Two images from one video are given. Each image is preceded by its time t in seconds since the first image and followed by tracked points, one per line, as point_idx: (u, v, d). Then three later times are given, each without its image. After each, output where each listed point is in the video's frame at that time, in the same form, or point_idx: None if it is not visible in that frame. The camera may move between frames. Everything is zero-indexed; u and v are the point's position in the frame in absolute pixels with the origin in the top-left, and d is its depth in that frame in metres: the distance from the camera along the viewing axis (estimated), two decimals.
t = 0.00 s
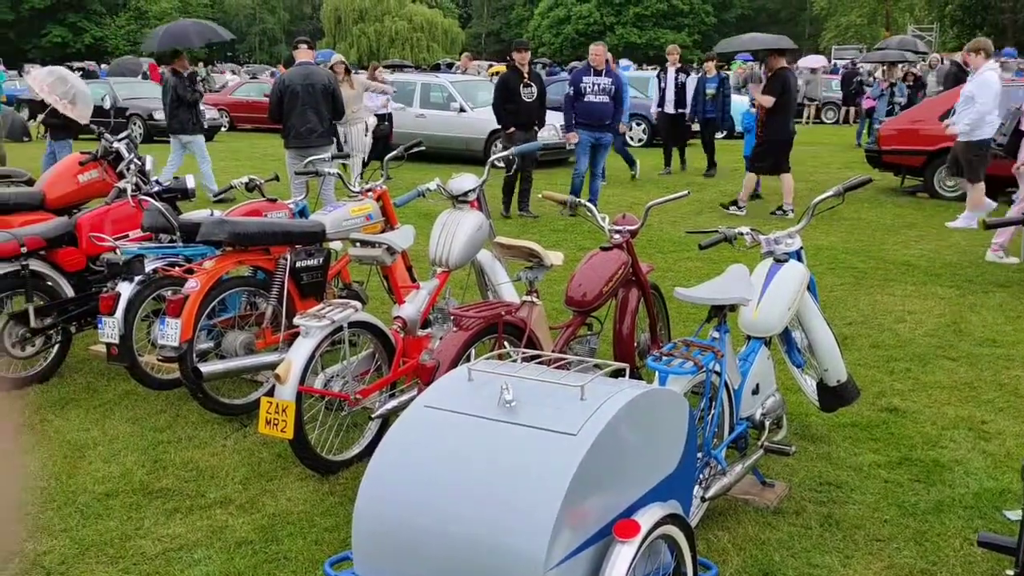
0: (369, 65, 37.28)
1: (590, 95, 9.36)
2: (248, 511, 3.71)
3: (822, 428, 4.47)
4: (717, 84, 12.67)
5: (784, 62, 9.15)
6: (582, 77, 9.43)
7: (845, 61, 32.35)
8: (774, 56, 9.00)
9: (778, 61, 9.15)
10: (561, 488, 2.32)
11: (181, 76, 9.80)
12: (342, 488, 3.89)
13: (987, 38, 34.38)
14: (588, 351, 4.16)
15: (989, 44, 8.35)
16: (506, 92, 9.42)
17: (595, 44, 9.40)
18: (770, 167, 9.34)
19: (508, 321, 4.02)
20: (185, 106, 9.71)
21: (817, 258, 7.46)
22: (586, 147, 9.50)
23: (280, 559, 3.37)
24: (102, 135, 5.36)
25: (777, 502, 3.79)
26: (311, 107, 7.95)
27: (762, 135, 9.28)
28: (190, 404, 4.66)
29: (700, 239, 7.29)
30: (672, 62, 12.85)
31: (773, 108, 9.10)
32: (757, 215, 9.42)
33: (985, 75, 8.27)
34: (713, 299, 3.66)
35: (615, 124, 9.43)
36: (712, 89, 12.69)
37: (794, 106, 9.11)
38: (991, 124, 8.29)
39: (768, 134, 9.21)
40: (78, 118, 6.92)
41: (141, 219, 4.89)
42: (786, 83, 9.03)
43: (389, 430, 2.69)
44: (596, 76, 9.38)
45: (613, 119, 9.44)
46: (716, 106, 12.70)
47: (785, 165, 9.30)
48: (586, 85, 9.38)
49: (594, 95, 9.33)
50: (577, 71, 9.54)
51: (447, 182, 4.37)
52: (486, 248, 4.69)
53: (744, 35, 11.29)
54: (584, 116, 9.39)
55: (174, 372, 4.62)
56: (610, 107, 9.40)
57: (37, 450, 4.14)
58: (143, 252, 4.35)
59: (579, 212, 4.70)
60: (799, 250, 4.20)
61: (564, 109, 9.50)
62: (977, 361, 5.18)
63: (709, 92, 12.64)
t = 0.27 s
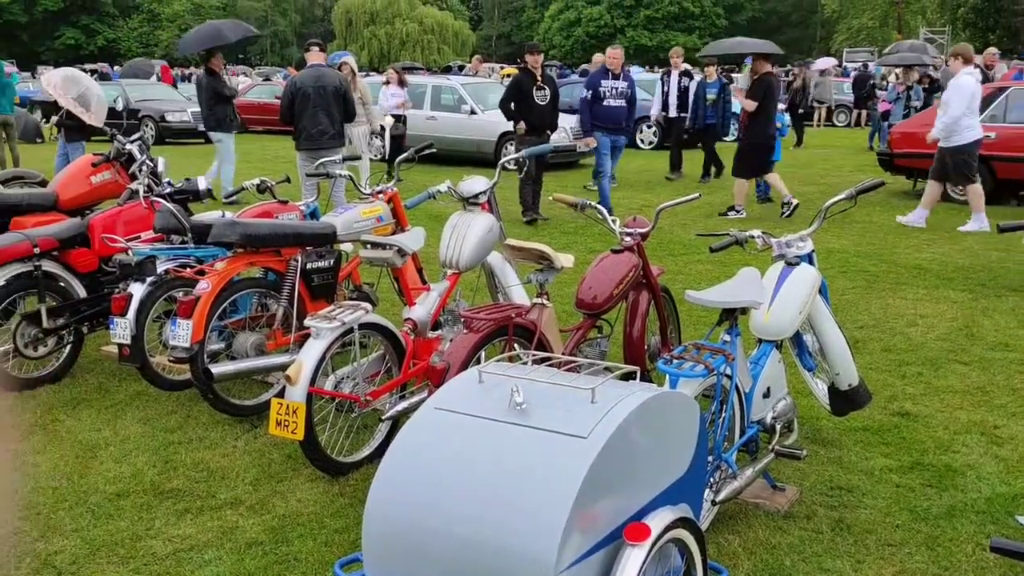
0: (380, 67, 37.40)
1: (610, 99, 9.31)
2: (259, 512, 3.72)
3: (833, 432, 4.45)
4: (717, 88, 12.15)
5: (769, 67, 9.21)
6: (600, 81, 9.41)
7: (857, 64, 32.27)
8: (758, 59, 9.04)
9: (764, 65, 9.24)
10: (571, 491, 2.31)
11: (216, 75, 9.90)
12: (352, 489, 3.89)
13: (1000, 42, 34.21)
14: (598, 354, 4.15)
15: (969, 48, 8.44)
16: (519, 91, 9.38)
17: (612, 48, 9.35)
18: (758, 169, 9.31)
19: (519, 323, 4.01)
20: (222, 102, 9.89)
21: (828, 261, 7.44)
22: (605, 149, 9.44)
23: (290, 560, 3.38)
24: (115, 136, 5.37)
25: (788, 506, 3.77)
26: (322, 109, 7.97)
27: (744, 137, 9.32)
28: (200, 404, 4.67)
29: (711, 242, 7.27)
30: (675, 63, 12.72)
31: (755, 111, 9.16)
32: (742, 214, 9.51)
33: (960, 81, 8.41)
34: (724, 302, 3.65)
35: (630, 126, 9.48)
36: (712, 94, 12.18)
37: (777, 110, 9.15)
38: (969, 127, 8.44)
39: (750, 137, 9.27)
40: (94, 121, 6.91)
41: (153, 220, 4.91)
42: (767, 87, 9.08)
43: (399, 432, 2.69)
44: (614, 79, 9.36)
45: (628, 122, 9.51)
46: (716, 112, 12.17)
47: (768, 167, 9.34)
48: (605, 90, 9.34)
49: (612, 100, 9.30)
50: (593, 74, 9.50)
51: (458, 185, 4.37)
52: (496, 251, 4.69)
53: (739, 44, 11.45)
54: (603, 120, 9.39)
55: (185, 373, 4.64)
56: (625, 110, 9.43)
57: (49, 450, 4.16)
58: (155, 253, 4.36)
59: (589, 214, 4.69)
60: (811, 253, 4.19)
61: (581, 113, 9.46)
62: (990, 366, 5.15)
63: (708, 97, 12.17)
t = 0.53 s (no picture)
0: (391, 69, 37.51)
1: (629, 103, 9.27)
2: (269, 513, 3.72)
3: (844, 436, 4.43)
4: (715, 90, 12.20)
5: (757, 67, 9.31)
6: (619, 85, 9.28)
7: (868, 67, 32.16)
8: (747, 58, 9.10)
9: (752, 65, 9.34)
10: (581, 494, 2.31)
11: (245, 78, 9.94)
12: (361, 490, 3.90)
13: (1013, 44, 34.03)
14: (608, 356, 4.14)
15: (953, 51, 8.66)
16: (531, 93, 9.37)
17: (627, 52, 9.29)
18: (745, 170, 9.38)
19: (529, 325, 4.01)
20: (250, 105, 9.91)
21: (839, 264, 7.42)
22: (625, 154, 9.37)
23: (300, 561, 3.38)
24: (127, 138, 5.39)
25: (799, 509, 3.76)
26: (333, 111, 7.99)
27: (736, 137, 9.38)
28: (211, 405, 4.69)
29: (721, 244, 7.26)
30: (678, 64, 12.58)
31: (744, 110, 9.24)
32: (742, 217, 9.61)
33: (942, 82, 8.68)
34: (735, 305, 3.65)
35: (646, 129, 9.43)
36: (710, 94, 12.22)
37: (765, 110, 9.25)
38: (948, 127, 8.72)
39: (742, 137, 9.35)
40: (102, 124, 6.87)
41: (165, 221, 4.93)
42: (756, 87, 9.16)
43: (410, 434, 2.69)
44: (632, 83, 9.27)
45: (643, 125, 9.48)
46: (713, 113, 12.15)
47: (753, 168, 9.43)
48: (624, 93, 9.26)
49: (631, 104, 9.25)
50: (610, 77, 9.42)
51: (469, 187, 4.38)
52: (506, 253, 4.69)
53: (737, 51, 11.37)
54: (622, 125, 9.29)
55: (196, 374, 4.65)
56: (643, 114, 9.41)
57: (60, 450, 4.18)
58: (167, 254, 4.38)
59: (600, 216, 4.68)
60: (822, 256, 4.18)
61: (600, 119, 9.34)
62: (1002, 369, 5.12)
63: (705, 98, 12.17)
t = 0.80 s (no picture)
0: (401, 71, 37.60)
1: (648, 104, 9.28)
2: (278, 514, 3.73)
3: (855, 439, 4.41)
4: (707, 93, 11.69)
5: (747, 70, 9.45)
6: (637, 87, 9.35)
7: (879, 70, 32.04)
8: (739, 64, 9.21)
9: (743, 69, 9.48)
10: (591, 496, 2.30)
11: (272, 80, 9.97)
12: (371, 492, 3.90)
13: None
14: (618, 359, 4.13)
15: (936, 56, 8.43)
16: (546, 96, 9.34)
17: (643, 53, 9.37)
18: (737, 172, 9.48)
19: (539, 327, 4.01)
20: (274, 107, 9.94)
21: (851, 267, 7.39)
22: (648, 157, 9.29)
23: (309, 561, 3.39)
24: (139, 139, 5.41)
25: (809, 513, 3.74)
26: (344, 113, 8.01)
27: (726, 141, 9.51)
28: (221, 406, 4.70)
29: (732, 247, 7.24)
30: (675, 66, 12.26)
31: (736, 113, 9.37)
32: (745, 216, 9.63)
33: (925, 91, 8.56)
34: (745, 308, 3.64)
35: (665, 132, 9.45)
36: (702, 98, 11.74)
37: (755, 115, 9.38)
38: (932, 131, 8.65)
39: (731, 141, 9.48)
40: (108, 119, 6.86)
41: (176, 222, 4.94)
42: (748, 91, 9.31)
43: (420, 436, 2.69)
44: (649, 84, 9.34)
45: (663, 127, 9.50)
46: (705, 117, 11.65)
47: (744, 171, 9.57)
48: (643, 95, 9.30)
49: (650, 106, 9.26)
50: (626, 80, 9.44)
51: (479, 189, 4.38)
52: (516, 255, 4.69)
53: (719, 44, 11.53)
54: (643, 127, 9.32)
55: (206, 374, 4.67)
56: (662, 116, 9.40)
57: (72, 450, 4.20)
58: (178, 255, 4.40)
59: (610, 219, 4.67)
60: (833, 259, 4.15)
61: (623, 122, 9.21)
62: (1014, 373, 5.09)
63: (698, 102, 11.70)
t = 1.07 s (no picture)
0: (412, 73, 37.70)
1: (666, 105, 9.05)
2: (289, 514, 3.74)
3: (866, 443, 4.40)
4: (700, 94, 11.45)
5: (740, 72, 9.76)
6: (655, 88, 9.05)
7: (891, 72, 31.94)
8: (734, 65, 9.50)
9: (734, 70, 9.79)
10: (602, 499, 2.30)
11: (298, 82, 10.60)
12: (381, 493, 3.91)
13: None
14: (628, 361, 4.12)
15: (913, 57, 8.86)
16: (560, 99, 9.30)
17: (659, 53, 9.02)
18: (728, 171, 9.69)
19: (549, 329, 4.01)
20: (296, 108, 10.63)
21: (862, 270, 7.37)
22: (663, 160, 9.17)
23: (319, 562, 3.39)
24: (151, 141, 5.42)
25: (820, 517, 3.73)
26: (355, 114, 8.03)
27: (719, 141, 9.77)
28: (232, 406, 4.72)
29: (743, 250, 7.23)
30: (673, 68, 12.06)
31: (732, 113, 9.64)
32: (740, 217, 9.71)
33: (902, 91, 8.92)
34: (756, 311, 3.63)
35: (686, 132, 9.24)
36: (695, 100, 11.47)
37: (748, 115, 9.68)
38: (906, 131, 9.01)
39: (725, 140, 9.77)
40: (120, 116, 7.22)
41: (188, 223, 4.96)
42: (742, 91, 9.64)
43: (431, 437, 2.70)
44: (668, 85, 9.06)
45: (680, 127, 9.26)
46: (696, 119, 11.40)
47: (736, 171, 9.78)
48: (661, 96, 9.03)
49: (668, 107, 9.04)
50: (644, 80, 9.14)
51: (489, 191, 4.38)
52: (526, 257, 4.70)
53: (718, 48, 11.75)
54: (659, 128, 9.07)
55: (217, 375, 4.69)
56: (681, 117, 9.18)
57: (84, 450, 4.23)
58: (189, 256, 4.41)
59: (620, 221, 4.66)
60: (844, 262, 4.14)
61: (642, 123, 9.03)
62: None
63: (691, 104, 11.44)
